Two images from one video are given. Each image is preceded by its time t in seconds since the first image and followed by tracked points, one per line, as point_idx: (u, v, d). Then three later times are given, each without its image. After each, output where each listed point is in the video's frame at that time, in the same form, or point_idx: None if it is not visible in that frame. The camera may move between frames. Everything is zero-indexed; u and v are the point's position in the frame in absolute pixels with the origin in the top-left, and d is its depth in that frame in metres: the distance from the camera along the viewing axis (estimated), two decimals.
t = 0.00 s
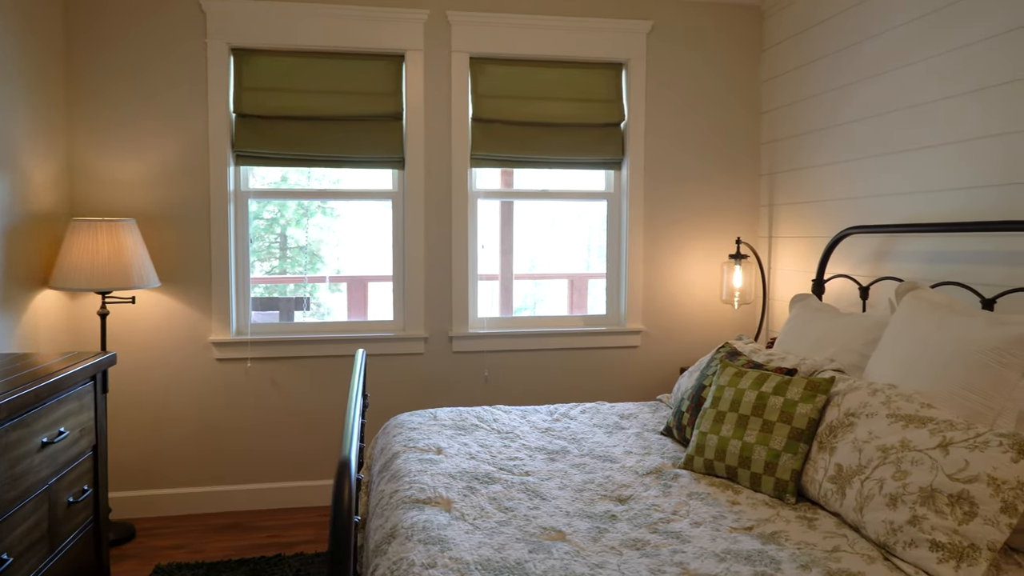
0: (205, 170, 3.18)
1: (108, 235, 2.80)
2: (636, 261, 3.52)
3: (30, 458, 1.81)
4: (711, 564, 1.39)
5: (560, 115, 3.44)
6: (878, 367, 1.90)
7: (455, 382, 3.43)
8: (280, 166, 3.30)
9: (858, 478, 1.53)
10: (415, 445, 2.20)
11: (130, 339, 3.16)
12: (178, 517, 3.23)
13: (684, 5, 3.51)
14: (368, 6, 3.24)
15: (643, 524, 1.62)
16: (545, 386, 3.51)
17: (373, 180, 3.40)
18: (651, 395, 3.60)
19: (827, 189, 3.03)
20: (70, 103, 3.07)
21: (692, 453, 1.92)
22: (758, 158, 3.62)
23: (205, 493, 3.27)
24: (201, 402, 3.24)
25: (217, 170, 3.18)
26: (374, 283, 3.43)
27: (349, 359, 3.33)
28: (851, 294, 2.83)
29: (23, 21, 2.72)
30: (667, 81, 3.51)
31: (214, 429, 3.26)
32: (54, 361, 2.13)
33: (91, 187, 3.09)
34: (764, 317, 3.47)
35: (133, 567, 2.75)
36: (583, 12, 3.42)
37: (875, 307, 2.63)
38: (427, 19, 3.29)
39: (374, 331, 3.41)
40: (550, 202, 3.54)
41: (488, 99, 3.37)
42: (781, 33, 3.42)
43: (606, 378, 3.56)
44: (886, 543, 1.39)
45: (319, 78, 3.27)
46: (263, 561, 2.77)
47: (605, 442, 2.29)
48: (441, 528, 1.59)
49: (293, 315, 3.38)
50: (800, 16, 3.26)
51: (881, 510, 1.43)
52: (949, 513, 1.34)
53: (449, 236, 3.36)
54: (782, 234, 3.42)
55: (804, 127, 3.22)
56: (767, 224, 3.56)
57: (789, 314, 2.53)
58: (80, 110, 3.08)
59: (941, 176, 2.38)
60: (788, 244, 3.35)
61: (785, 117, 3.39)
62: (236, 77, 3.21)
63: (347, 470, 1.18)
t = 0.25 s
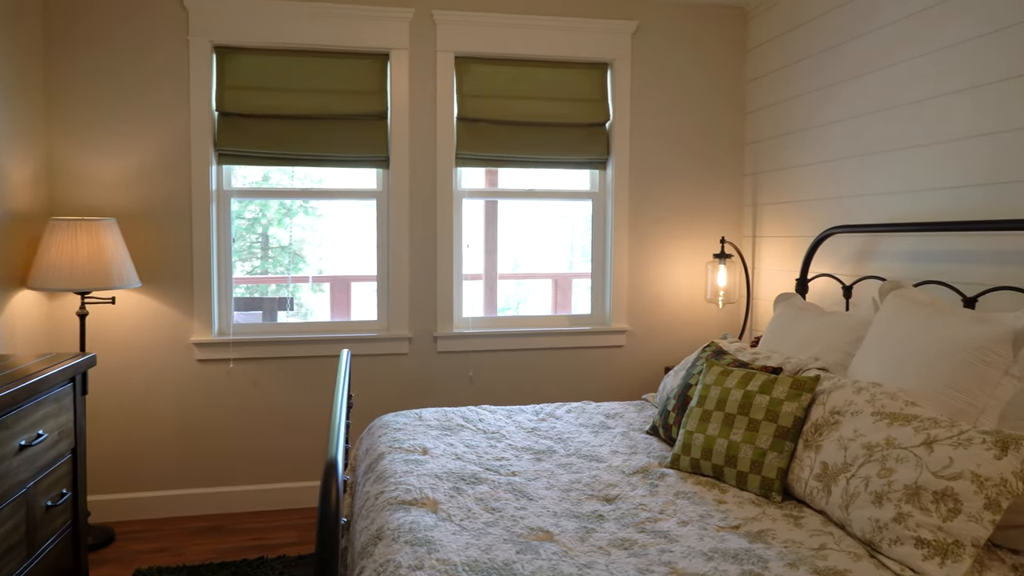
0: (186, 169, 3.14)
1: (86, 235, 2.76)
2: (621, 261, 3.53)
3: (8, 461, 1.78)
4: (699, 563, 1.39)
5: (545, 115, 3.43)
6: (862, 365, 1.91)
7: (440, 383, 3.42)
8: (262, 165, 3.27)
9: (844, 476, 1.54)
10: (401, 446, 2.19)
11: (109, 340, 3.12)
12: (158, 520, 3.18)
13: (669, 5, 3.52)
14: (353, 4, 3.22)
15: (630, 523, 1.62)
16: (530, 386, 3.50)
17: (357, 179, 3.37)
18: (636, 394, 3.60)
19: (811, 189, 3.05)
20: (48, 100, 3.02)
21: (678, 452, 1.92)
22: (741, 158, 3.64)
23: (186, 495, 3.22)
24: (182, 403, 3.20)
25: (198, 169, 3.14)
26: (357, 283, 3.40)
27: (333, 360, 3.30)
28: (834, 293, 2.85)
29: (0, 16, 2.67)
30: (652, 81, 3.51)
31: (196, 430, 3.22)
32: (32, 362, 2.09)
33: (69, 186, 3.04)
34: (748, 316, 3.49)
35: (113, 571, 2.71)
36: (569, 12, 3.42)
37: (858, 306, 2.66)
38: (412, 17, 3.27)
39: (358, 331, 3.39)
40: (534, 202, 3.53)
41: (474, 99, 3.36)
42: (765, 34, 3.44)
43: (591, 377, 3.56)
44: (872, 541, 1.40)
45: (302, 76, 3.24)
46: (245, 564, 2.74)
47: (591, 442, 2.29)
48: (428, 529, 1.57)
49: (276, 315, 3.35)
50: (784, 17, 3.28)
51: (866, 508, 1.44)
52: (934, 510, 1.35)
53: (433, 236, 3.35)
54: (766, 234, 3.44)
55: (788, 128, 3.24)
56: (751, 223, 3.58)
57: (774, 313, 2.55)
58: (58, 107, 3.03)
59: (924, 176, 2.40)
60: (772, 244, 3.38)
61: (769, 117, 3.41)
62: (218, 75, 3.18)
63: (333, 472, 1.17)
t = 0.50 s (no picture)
0: (167, 167, 3.10)
1: (65, 234, 2.71)
2: (605, 261, 3.53)
3: None
4: (686, 562, 1.39)
5: (530, 115, 3.43)
6: (847, 362, 1.92)
7: (425, 383, 3.40)
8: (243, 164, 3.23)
9: (829, 474, 1.55)
10: (386, 447, 2.17)
11: (88, 341, 3.07)
12: (138, 524, 3.14)
13: (653, 5, 3.52)
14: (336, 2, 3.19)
15: (617, 523, 1.62)
16: (515, 386, 3.50)
17: (341, 178, 3.34)
18: (620, 394, 3.61)
19: (794, 188, 3.07)
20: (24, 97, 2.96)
21: (664, 451, 1.93)
22: (725, 158, 3.66)
23: (167, 498, 3.18)
24: (163, 405, 3.16)
25: (179, 167, 3.10)
26: (340, 283, 3.37)
27: (317, 360, 3.27)
28: (817, 292, 2.87)
29: None
30: (636, 81, 3.52)
31: (177, 433, 3.18)
32: (8, 364, 2.05)
33: (47, 184, 2.99)
34: (732, 316, 3.51)
35: None
36: (553, 11, 3.42)
37: (841, 305, 2.68)
38: (396, 16, 3.25)
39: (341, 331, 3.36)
40: (519, 201, 3.52)
41: (458, 98, 3.34)
42: (748, 34, 3.46)
43: (576, 377, 3.56)
44: (857, 538, 1.41)
45: (285, 75, 3.21)
46: (227, 567, 2.71)
47: (577, 441, 2.29)
48: (414, 531, 1.56)
49: (259, 316, 3.31)
50: (767, 18, 3.30)
51: (852, 506, 1.45)
52: (918, 507, 1.36)
53: (417, 236, 3.33)
54: (749, 233, 3.46)
55: (771, 128, 3.26)
56: (735, 223, 3.59)
57: (758, 312, 2.56)
58: (34, 104, 2.97)
59: (906, 176, 2.42)
60: (755, 243, 3.40)
61: (752, 117, 3.43)
62: (199, 73, 3.14)
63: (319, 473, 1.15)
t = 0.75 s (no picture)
0: (147, 166, 3.06)
1: (42, 233, 2.66)
2: (589, 260, 3.53)
3: None
4: (673, 561, 1.39)
5: (514, 114, 3.42)
6: (831, 360, 1.93)
7: (409, 383, 3.38)
8: (224, 164, 3.19)
9: (814, 472, 1.55)
10: (370, 448, 2.15)
11: (66, 343, 3.02)
12: (118, 528, 3.09)
13: (637, 5, 3.53)
14: None
15: (604, 522, 1.62)
16: (500, 386, 3.49)
17: (324, 177, 3.32)
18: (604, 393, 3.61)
19: (776, 188, 3.09)
20: None
21: (650, 451, 1.93)
22: (709, 158, 3.67)
23: (148, 502, 3.14)
24: (143, 407, 3.11)
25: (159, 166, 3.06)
26: (323, 283, 3.34)
27: (299, 361, 3.24)
28: (800, 291, 2.89)
29: None
30: (620, 81, 3.52)
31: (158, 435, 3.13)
32: None
33: (23, 183, 2.94)
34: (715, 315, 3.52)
35: None
36: (537, 11, 3.41)
37: (823, 304, 2.70)
38: (379, 14, 3.23)
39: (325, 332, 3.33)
40: (503, 201, 3.51)
41: (442, 97, 3.33)
42: (731, 35, 3.48)
43: (561, 377, 3.56)
44: (843, 536, 1.41)
45: (266, 73, 3.17)
46: (209, 571, 2.68)
47: (563, 441, 2.28)
48: (399, 533, 1.55)
49: (241, 316, 3.27)
50: (750, 18, 3.31)
51: (837, 503, 1.45)
52: (902, 505, 1.36)
53: (401, 235, 3.31)
54: (732, 233, 3.48)
55: (754, 128, 3.28)
56: (718, 223, 3.61)
57: (741, 311, 2.57)
58: (10, 101, 2.92)
59: (888, 176, 2.44)
60: (738, 243, 3.41)
61: (735, 117, 3.45)
62: (179, 71, 3.10)
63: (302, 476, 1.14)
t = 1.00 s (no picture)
0: (126, 165, 3.01)
1: (19, 230, 2.61)
2: (573, 259, 3.53)
3: None
4: (659, 561, 1.39)
5: (498, 113, 3.41)
6: (814, 359, 1.94)
7: (393, 384, 3.36)
8: (205, 163, 3.15)
9: (799, 470, 1.56)
10: (354, 449, 2.13)
11: (43, 344, 2.96)
12: (97, 532, 3.04)
13: (620, 5, 3.54)
14: None
15: (590, 522, 1.61)
16: (484, 386, 3.48)
17: (306, 177, 3.28)
18: (589, 393, 3.62)
19: (759, 188, 3.11)
20: None
21: (635, 450, 1.93)
22: (692, 158, 3.68)
23: (128, 505, 3.09)
24: (123, 409, 3.06)
25: (138, 165, 3.01)
26: (306, 283, 3.31)
27: (282, 361, 3.21)
28: (783, 291, 2.91)
29: None
30: (604, 81, 3.53)
31: (138, 437, 3.09)
32: None
33: None
34: (699, 314, 3.54)
35: None
36: (521, 10, 3.41)
37: (806, 303, 2.72)
38: (362, 13, 3.21)
39: (308, 332, 3.30)
40: (486, 200, 3.50)
41: (425, 96, 3.31)
42: (713, 35, 3.49)
43: (545, 377, 3.55)
44: (827, 534, 1.42)
45: (247, 71, 3.14)
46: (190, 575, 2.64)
47: (548, 441, 2.28)
48: (384, 535, 1.53)
49: (223, 317, 3.23)
50: (732, 18, 3.33)
51: (821, 502, 1.46)
52: (886, 502, 1.37)
53: (385, 235, 3.29)
54: (715, 232, 3.50)
55: (736, 128, 3.30)
56: (701, 222, 3.63)
57: (725, 310, 2.58)
58: None
59: (870, 176, 2.46)
60: (721, 242, 3.43)
61: (718, 117, 3.47)
62: (159, 68, 3.05)
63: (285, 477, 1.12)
